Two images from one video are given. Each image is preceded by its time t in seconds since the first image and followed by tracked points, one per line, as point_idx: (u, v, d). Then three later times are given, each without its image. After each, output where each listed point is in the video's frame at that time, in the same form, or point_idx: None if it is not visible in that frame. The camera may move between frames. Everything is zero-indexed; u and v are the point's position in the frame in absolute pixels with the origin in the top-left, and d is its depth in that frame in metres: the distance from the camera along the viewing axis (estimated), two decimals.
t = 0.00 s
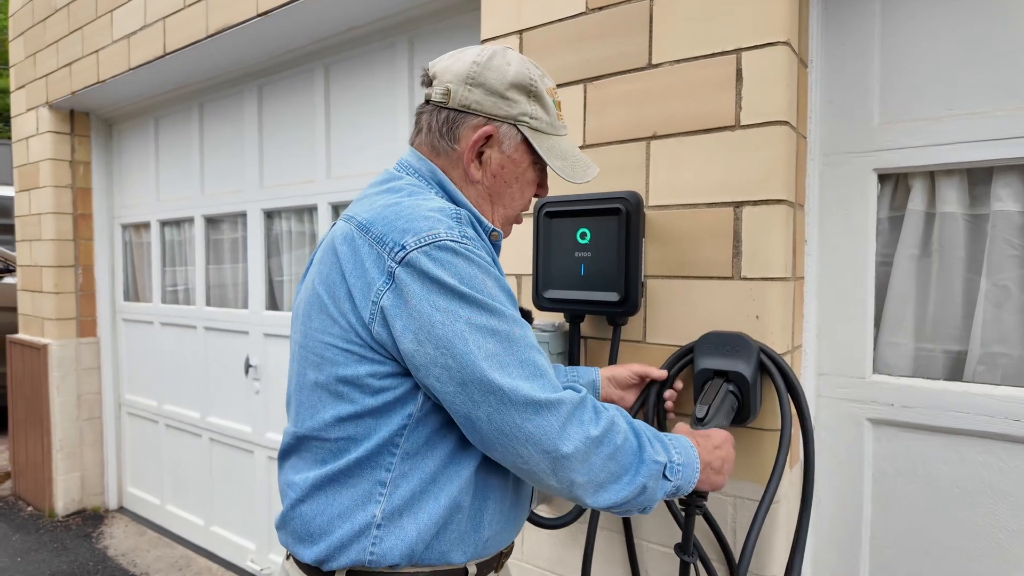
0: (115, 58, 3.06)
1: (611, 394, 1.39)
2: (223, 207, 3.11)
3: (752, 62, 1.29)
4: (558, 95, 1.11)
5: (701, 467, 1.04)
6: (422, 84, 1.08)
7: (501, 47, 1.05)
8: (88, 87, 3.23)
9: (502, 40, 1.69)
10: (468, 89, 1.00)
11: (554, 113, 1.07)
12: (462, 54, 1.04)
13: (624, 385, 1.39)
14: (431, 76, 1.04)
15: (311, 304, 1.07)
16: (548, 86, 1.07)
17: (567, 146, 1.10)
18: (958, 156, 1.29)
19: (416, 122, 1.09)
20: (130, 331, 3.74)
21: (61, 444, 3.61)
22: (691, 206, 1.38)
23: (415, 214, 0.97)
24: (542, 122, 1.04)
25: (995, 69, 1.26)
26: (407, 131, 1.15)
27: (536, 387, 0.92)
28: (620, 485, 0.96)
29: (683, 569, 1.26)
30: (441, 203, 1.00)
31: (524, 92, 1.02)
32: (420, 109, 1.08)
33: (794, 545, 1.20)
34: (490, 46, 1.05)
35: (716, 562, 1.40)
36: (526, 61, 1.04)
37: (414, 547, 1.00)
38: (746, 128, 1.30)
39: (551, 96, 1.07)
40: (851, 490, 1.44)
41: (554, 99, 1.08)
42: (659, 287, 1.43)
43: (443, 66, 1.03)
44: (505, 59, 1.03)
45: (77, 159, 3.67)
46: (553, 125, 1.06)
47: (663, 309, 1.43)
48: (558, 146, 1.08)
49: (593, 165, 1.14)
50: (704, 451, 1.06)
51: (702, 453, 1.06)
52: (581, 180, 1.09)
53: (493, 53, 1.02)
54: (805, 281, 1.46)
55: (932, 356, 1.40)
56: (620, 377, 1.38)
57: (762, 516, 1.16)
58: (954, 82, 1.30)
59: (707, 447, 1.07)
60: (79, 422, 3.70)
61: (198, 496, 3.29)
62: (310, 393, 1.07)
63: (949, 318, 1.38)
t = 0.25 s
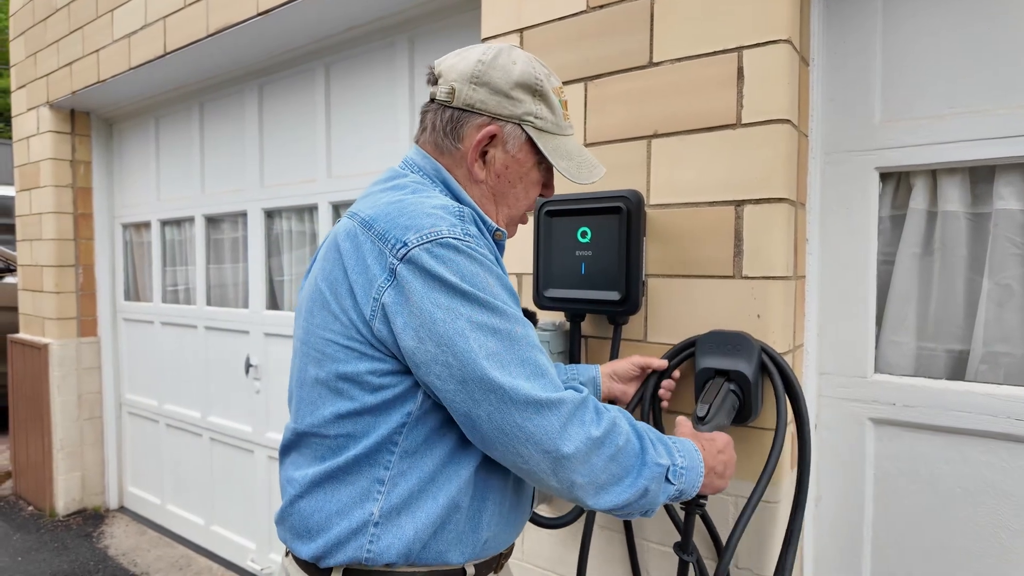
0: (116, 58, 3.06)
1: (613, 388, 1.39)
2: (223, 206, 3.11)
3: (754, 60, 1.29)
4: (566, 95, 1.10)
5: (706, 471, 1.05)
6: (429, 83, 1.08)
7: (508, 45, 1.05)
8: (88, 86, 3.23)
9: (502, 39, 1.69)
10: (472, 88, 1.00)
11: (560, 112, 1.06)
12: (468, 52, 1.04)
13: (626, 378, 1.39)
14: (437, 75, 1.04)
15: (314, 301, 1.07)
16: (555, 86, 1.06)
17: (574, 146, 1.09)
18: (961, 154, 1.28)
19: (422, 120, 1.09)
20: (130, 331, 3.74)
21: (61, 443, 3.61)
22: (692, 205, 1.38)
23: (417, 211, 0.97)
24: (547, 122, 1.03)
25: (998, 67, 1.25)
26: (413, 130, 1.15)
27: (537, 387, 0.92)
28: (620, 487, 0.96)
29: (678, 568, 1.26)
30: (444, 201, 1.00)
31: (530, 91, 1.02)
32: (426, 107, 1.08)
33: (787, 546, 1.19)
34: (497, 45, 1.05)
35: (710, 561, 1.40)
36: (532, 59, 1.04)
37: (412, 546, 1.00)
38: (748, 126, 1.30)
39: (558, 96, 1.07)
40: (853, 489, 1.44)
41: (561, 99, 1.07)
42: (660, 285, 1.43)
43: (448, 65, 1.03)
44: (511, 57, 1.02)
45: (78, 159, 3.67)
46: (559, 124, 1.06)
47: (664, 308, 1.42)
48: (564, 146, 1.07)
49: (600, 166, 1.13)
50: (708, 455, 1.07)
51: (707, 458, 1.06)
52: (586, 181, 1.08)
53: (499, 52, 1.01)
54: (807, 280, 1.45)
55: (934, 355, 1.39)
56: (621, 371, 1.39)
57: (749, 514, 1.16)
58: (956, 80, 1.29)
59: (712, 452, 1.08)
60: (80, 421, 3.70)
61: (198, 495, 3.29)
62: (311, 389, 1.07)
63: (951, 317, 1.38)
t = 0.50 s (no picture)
0: (116, 57, 3.06)
1: (613, 393, 1.39)
2: (223, 206, 3.11)
3: (755, 58, 1.28)
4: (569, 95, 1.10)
5: (705, 475, 1.05)
6: (431, 79, 1.07)
7: (512, 44, 1.04)
8: (89, 86, 3.23)
9: (503, 38, 1.69)
10: (476, 86, 0.99)
11: (563, 113, 1.06)
12: (471, 49, 1.03)
13: (626, 383, 1.39)
14: (440, 72, 1.03)
15: (314, 302, 1.07)
16: (559, 85, 1.06)
17: (576, 146, 1.09)
18: (963, 153, 1.28)
19: (423, 118, 1.08)
20: (131, 330, 3.74)
21: (61, 443, 3.61)
22: (693, 204, 1.37)
23: (416, 212, 0.96)
24: (551, 122, 1.03)
25: (1001, 66, 1.25)
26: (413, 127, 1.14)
27: (535, 392, 0.91)
28: (618, 494, 0.96)
29: (681, 569, 1.26)
30: (443, 201, 0.99)
31: (533, 91, 1.01)
32: (428, 105, 1.07)
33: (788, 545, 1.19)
34: (501, 43, 1.04)
35: (711, 561, 1.39)
36: (536, 58, 1.03)
37: (412, 549, 1.00)
38: (749, 125, 1.30)
39: (561, 95, 1.06)
40: (854, 489, 1.44)
41: (564, 98, 1.07)
42: (660, 285, 1.42)
43: (451, 62, 1.02)
44: (516, 56, 1.02)
45: (78, 159, 3.67)
46: (562, 124, 1.05)
47: (665, 309, 1.42)
48: (566, 147, 1.07)
49: (601, 166, 1.13)
50: (707, 460, 1.06)
51: (706, 463, 1.06)
52: (588, 181, 1.08)
53: (503, 50, 1.01)
54: (808, 279, 1.45)
55: (936, 355, 1.39)
56: (622, 377, 1.38)
57: (754, 514, 1.16)
58: (960, 79, 1.29)
59: (712, 457, 1.07)
60: (80, 421, 3.70)
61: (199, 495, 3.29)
62: (311, 390, 1.07)
63: (953, 317, 1.37)
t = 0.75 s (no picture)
0: (117, 57, 3.06)
1: (613, 393, 1.39)
2: (224, 205, 3.10)
3: (756, 57, 1.28)
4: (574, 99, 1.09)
5: (705, 477, 1.04)
6: (438, 77, 1.08)
7: (520, 46, 1.04)
8: (89, 86, 3.23)
9: (503, 37, 1.68)
10: (478, 85, 0.99)
11: (567, 118, 1.05)
12: (479, 49, 1.03)
13: (626, 384, 1.38)
14: (446, 70, 1.04)
15: (311, 300, 1.07)
16: (563, 90, 1.05)
17: (577, 152, 1.08)
18: (964, 152, 1.27)
19: (428, 115, 1.08)
20: (131, 330, 3.74)
21: (62, 443, 3.61)
22: (693, 203, 1.37)
23: (412, 212, 0.96)
24: (552, 126, 1.02)
25: (1002, 65, 1.24)
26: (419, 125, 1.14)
27: (529, 394, 0.91)
28: (614, 497, 0.95)
29: (681, 569, 1.25)
30: (440, 200, 0.99)
31: (536, 94, 1.01)
32: (433, 102, 1.07)
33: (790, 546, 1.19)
34: (509, 44, 1.04)
35: (711, 562, 1.39)
36: (543, 62, 1.03)
37: (407, 549, 0.99)
38: (749, 124, 1.29)
39: (565, 100, 1.06)
40: (854, 489, 1.43)
41: (568, 103, 1.06)
42: (660, 285, 1.42)
43: (457, 61, 1.02)
44: (522, 58, 1.01)
45: (79, 159, 3.67)
46: (564, 129, 1.04)
47: (665, 308, 1.42)
48: (567, 152, 1.06)
49: (603, 174, 1.11)
50: (707, 462, 1.06)
51: (706, 465, 1.05)
52: (587, 189, 1.07)
53: (510, 51, 1.01)
54: (808, 279, 1.44)
55: (936, 354, 1.38)
56: (622, 377, 1.38)
57: (757, 513, 1.15)
58: (961, 77, 1.28)
59: (711, 459, 1.07)
60: (81, 421, 3.70)
61: (199, 495, 3.29)
62: (308, 389, 1.07)
63: (954, 316, 1.37)
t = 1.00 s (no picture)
0: (118, 57, 3.06)
1: (614, 394, 1.39)
2: (225, 205, 3.11)
3: (757, 56, 1.28)
4: (580, 97, 1.09)
5: (712, 474, 1.04)
6: (443, 76, 1.07)
7: (525, 44, 1.04)
8: (90, 86, 3.23)
9: (504, 36, 1.68)
10: (484, 84, 0.98)
11: (572, 116, 1.05)
12: (484, 47, 1.02)
13: (628, 384, 1.38)
14: (451, 68, 1.03)
15: (317, 298, 1.07)
16: (569, 88, 1.05)
17: (583, 151, 1.08)
18: (966, 151, 1.27)
19: (433, 114, 1.08)
20: (132, 330, 3.74)
21: (62, 443, 3.61)
22: (695, 202, 1.37)
23: (419, 210, 0.96)
24: (558, 124, 1.02)
25: (1004, 64, 1.24)
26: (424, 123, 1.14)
27: (536, 392, 0.90)
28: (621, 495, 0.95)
29: (683, 569, 1.25)
30: (447, 199, 0.99)
31: (542, 92, 1.00)
32: (438, 100, 1.07)
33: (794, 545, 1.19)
34: (514, 42, 1.03)
35: (714, 562, 1.39)
36: (549, 60, 1.03)
37: (411, 547, 0.99)
38: (751, 123, 1.29)
39: (571, 98, 1.05)
40: (856, 489, 1.43)
41: (574, 101, 1.06)
42: (662, 284, 1.42)
43: (463, 59, 1.01)
44: (527, 56, 1.01)
45: (80, 158, 3.67)
46: (570, 128, 1.04)
47: (667, 308, 1.41)
48: (573, 150, 1.06)
49: (608, 173, 1.12)
50: (714, 459, 1.05)
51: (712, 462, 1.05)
52: (593, 187, 1.07)
53: (515, 50, 1.00)
54: (810, 278, 1.44)
55: (939, 354, 1.38)
56: (624, 377, 1.38)
57: (761, 512, 1.15)
58: (963, 76, 1.28)
59: (717, 455, 1.06)
60: (82, 420, 3.70)
61: (200, 494, 3.29)
62: (313, 387, 1.07)
63: (956, 315, 1.37)
